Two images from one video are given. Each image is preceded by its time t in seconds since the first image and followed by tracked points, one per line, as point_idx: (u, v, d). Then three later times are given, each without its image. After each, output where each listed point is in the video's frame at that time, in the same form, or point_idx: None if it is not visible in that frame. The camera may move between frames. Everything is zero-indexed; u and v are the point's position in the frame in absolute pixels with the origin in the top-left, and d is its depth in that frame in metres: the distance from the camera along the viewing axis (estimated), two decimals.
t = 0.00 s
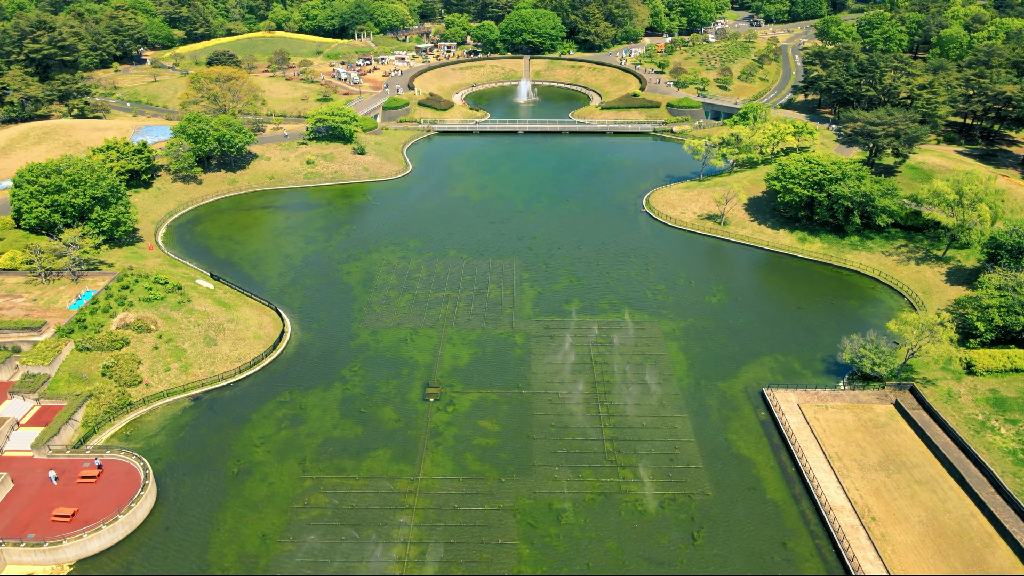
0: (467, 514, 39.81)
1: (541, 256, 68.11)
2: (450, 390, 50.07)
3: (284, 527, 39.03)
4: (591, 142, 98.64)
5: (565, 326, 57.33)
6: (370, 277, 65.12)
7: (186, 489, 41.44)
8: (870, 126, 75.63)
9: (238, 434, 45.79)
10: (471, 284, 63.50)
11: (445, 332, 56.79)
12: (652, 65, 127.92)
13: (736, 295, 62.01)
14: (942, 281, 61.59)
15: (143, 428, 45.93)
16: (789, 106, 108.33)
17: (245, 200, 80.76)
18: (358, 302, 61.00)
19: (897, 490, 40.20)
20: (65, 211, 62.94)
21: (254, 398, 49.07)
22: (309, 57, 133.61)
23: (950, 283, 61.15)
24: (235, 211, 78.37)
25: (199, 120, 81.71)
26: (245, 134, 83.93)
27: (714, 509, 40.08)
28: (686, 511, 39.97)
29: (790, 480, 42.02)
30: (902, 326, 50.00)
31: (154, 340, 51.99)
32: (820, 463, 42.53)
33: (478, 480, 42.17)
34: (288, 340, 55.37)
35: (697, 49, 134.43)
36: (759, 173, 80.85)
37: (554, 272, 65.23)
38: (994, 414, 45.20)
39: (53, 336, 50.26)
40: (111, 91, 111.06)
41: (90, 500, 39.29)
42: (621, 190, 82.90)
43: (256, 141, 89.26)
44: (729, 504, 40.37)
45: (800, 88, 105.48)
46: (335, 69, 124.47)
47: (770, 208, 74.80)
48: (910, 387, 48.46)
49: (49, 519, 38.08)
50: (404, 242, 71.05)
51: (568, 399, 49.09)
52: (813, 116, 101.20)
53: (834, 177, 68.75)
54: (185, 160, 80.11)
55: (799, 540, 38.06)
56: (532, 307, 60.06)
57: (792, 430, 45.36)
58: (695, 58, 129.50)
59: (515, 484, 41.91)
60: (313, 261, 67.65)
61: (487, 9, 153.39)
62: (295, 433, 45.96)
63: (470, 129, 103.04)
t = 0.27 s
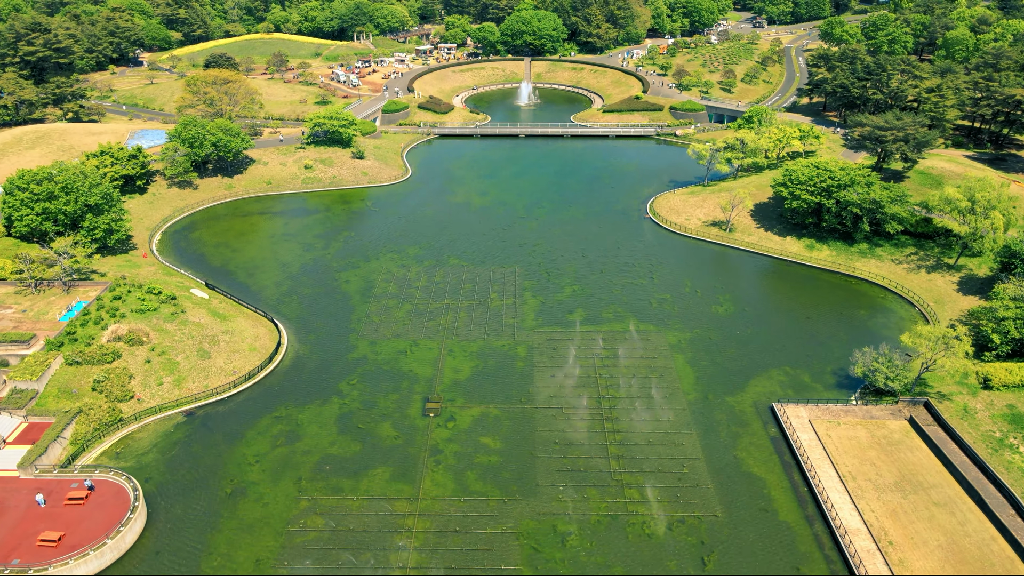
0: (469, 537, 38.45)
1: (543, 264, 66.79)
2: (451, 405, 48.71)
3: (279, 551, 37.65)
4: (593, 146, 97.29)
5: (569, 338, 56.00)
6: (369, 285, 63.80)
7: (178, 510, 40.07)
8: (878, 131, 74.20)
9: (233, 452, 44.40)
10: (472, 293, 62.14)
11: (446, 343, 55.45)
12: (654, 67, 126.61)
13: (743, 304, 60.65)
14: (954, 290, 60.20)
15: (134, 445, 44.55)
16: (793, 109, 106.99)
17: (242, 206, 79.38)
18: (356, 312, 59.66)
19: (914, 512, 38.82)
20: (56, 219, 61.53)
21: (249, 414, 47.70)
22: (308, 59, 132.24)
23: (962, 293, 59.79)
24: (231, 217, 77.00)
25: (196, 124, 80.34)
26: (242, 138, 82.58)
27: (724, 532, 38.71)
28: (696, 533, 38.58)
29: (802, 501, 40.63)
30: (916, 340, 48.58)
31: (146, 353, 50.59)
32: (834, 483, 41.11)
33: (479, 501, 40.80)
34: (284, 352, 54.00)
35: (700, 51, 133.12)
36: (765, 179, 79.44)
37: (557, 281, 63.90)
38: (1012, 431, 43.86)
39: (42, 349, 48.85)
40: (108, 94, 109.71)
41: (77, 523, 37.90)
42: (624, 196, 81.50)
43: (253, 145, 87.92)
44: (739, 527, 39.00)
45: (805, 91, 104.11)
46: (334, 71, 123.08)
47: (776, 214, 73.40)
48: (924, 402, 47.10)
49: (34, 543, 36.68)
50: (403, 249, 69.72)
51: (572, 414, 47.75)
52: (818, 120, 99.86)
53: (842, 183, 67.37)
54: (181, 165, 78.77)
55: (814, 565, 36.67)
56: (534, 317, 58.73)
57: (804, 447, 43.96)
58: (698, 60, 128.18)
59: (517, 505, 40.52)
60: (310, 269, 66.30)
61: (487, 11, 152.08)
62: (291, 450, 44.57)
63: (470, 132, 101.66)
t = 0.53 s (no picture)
0: (470, 563, 37.03)
1: (545, 272, 65.38)
2: (451, 421, 47.26)
3: None
4: (595, 150, 95.85)
5: (572, 350, 54.59)
6: (367, 295, 62.38)
7: (168, 533, 38.63)
8: (887, 136, 72.73)
9: (225, 471, 42.95)
10: (473, 303, 60.72)
11: (446, 356, 54.01)
12: (657, 70, 125.20)
13: (750, 314, 59.19)
14: (966, 300, 58.75)
15: (124, 464, 43.10)
16: (798, 112, 105.58)
17: (238, 212, 77.94)
18: (354, 323, 58.25)
19: (932, 537, 37.37)
20: (46, 228, 60.08)
21: (243, 431, 46.22)
22: (306, 61, 130.78)
23: (976, 303, 58.35)
24: (227, 223, 75.59)
25: (191, 129, 78.91)
26: (238, 143, 81.15)
27: (735, 557, 37.26)
28: (705, 559, 37.14)
29: (816, 524, 39.19)
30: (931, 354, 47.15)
31: (137, 367, 49.13)
32: (849, 504, 39.63)
33: (481, 523, 39.36)
34: (280, 365, 52.55)
35: (703, 53, 131.73)
36: (771, 184, 77.95)
37: (560, 290, 62.51)
38: None
39: (30, 364, 47.41)
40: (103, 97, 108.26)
41: (63, 548, 36.43)
42: (627, 201, 80.07)
43: (250, 150, 86.46)
44: (751, 551, 37.57)
45: (810, 94, 102.69)
46: (332, 73, 121.62)
47: (783, 221, 71.94)
48: (940, 419, 45.66)
49: (17, 570, 35.20)
50: (402, 257, 68.32)
51: (576, 431, 46.32)
52: (823, 123, 98.45)
53: (851, 190, 65.91)
54: (176, 170, 77.33)
55: None
56: (537, 328, 57.29)
57: (817, 467, 42.49)
58: (701, 62, 126.76)
59: (520, 528, 39.06)
60: (307, 278, 64.87)
61: (488, 12, 150.68)
62: (286, 469, 43.13)
63: (470, 136, 100.20)
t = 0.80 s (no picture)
0: None
1: (547, 282, 63.94)
2: (451, 438, 45.76)
3: None
4: (597, 155, 94.36)
5: (575, 363, 53.12)
6: (365, 305, 60.91)
7: (156, 560, 37.12)
8: (896, 141, 71.26)
9: (217, 492, 41.44)
10: (474, 315, 59.28)
11: (446, 369, 52.53)
12: (659, 72, 123.72)
13: (758, 325, 57.70)
14: (980, 311, 57.27)
15: (112, 485, 41.58)
16: (803, 116, 104.12)
17: (234, 218, 76.48)
18: (352, 335, 56.77)
19: (953, 564, 35.87)
20: (35, 237, 58.56)
21: (236, 449, 44.70)
22: (304, 63, 129.28)
23: (989, 314, 56.88)
24: (223, 230, 74.12)
25: (185, 134, 77.42)
26: (234, 148, 79.64)
27: None
28: None
29: (831, 549, 37.68)
30: (947, 370, 45.67)
31: (127, 382, 47.61)
32: (865, 529, 38.09)
33: (482, 549, 37.87)
34: (275, 379, 51.03)
35: (705, 55, 130.31)
36: (777, 190, 76.45)
37: (562, 301, 61.08)
38: None
39: (16, 380, 45.88)
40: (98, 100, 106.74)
41: None
42: (631, 208, 78.63)
43: (246, 154, 84.92)
44: None
45: (815, 97, 101.21)
46: (331, 76, 120.06)
47: (790, 228, 70.43)
48: (956, 437, 44.19)
49: None
50: (401, 266, 66.86)
51: (580, 449, 44.81)
52: (829, 127, 96.98)
53: (860, 197, 64.38)
54: (170, 176, 75.81)
55: None
56: (539, 340, 55.81)
57: (831, 488, 40.95)
58: (703, 65, 125.35)
59: (523, 555, 37.56)
60: (304, 288, 63.39)
61: (488, 13, 149.28)
62: (281, 491, 41.62)
63: (471, 140, 98.66)
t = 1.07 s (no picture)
0: None
1: (549, 292, 62.41)
2: (452, 458, 44.21)
3: None
4: (599, 159, 92.80)
5: (579, 378, 51.56)
6: (362, 316, 59.33)
7: None
8: (906, 147, 69.69)
9: (208, 516, 39.85)
10: (474, 327, 57.70)
11: (445, 384, 50.98)
12: (661, 74, 122.20)
13: (766, 338, 56.11)
14: (994, 323, 55.75)
15: (98, 509, 39.98)
16: (808, 119, 102.62)
17: (230, 225, 74.92)
18: (349, 347, 55.19)
19: None
20: (23, 248, 57.01)
21: (228, 470, 43.09)
22: (302, 66, 127.78)
23: (1005, 327, 55.33)
24: (218, 237, 72.56)
25: (180, 139, 75.99)
26: (230, 154, 78.14)
27: None
28: None
29: None
30: (964, 388, 44.15)
31: (116, 399, 46.02)
32: (883, 557, 36.53)
33: None
34: (269, 395, 49.41)
35: (708, 58, 128.83)
36: (784, 197, 74.89)
37: (565, 312, 59.54)
38: None
39: None
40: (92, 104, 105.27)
41: None
42: (634, 214, 77.08)
43: (242, 160, 83.34)
44: None
45: (820, 100, 99.64)
46: (329, 78, 118.48)
47: (797, 235, 68.84)
48: (975, 457, 42.64)
49: None
50: (400, 275, 65.28)
51: (585, 469, 43.24)
52: (835, 131, 95.44)
53: (870, 205, 62.78)
54: (163, 183, 74.26)
55: None
56: (541, 354, 54.26)
57: (846, 512, 39.36)
58: (706, 67, 123.84)
59: None
60: (300, 298, 61.80)
61: (488, 15, 147.96)
62: (274, 515, 40.03)
63: (470, 144, 97.08)
